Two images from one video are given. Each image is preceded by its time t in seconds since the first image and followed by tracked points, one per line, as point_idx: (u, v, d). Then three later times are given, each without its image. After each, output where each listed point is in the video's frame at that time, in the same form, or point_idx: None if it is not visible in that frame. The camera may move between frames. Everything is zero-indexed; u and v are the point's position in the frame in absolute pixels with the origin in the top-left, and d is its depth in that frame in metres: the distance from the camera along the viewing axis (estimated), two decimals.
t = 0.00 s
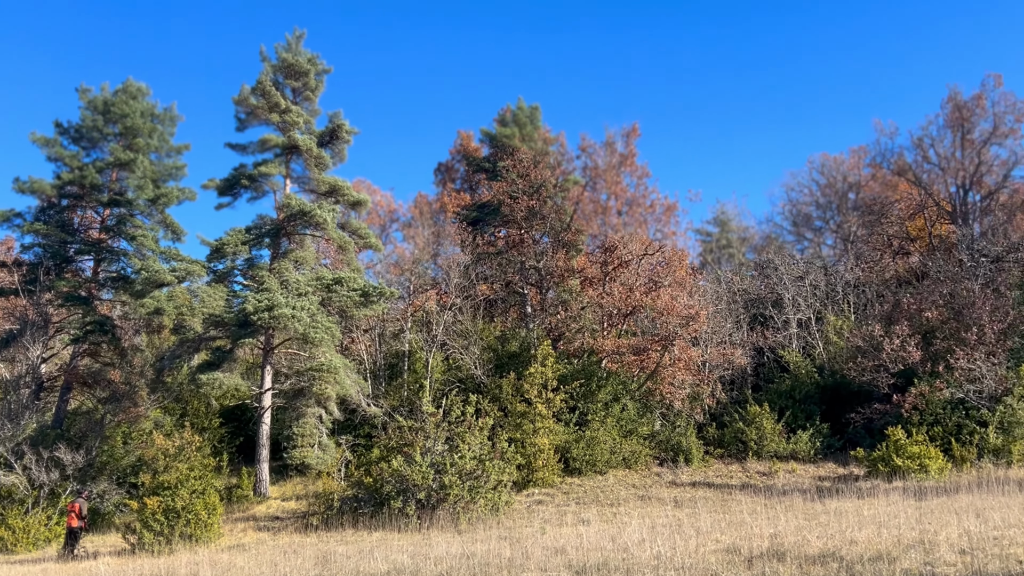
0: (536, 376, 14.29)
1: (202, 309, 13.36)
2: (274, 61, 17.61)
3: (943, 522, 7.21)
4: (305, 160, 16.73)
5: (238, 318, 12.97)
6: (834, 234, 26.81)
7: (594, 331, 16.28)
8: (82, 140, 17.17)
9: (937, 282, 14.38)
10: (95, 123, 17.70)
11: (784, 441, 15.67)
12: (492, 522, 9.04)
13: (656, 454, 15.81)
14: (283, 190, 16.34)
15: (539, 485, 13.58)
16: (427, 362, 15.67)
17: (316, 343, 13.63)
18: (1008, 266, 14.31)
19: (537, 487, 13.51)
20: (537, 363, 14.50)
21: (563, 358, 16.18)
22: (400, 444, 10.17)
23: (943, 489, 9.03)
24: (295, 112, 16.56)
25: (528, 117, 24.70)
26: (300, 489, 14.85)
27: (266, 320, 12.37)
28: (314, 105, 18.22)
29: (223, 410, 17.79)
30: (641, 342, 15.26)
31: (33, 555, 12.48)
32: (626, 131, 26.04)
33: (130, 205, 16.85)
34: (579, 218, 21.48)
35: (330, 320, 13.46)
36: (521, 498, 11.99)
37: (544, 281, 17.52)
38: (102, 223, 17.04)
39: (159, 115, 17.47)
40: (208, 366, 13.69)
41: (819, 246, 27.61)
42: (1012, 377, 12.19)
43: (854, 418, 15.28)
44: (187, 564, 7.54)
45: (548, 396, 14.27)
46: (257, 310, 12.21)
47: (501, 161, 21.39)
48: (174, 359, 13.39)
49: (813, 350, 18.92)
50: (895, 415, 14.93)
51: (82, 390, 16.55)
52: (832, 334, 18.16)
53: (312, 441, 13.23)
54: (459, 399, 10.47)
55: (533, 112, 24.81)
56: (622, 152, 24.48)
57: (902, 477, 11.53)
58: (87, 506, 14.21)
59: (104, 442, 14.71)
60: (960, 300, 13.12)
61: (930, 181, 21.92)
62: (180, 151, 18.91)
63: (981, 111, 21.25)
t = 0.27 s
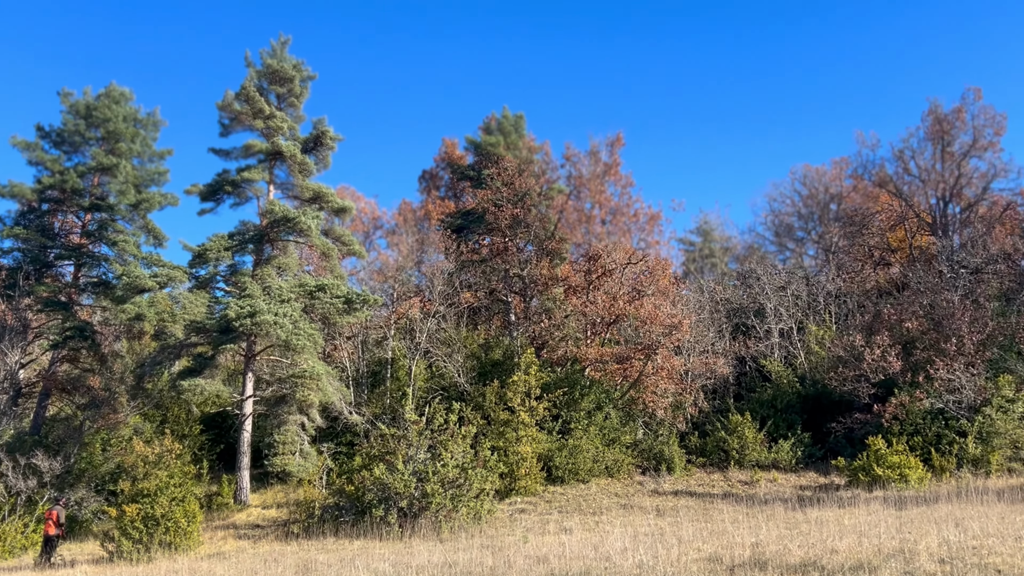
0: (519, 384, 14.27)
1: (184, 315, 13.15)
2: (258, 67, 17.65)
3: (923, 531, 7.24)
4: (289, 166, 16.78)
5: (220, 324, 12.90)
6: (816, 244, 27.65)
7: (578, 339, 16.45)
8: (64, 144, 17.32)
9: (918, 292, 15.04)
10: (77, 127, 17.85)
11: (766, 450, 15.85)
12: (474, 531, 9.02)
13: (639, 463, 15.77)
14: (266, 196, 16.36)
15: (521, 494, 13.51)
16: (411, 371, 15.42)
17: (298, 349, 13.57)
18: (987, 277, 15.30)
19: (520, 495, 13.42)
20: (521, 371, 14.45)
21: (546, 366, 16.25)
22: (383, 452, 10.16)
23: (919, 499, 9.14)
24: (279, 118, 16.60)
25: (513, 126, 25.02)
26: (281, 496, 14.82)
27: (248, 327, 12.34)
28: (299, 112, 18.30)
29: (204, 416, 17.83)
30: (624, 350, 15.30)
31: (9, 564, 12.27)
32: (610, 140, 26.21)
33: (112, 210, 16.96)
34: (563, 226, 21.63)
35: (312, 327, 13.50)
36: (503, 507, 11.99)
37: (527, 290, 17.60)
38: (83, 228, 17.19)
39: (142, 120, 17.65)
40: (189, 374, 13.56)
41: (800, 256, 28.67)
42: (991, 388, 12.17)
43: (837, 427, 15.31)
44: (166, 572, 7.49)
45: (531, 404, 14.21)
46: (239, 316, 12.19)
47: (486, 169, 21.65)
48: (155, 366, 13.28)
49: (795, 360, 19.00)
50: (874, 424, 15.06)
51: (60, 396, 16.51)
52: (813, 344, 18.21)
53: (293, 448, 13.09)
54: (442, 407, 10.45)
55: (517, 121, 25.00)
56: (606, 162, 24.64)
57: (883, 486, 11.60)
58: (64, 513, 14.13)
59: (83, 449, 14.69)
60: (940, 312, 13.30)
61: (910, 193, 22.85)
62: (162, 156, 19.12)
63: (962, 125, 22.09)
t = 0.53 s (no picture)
0: (505, 392, 14.40)
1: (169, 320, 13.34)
2: (245, 73, 17.73)
3: (907, 540, 7.25)
4: (275, 172, 16.75)
5: (205, 330, 12.64)
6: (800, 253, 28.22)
7: (564, 347, 16.32)
8: (48, 148, 17.41)
9: (902, 301, 15.09)
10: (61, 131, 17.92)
11: (751, 458, 15.86)
12: (458, 539, 9.00)
13: (625, 471, 15.93)
14: (252, 202, 16.43)
15: (506, 502, 13.39)
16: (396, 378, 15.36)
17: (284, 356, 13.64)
18: (970, 287, 15.34)
19: (506, 503, 13.37)
20: (507, 379, 14.57)
21: (533, 374, 16.21)
22: (368, 459, 10.13)
23: (897, 508, 9.22)
24: (266, 124, 16.67)
25: (501, 133, 25.28)
26: (265, 503, 14.77)
27: (233, 332, 12.22)
28: (285, 118, 18.32)
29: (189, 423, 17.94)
30: (610, 358, 15.21)
31: None
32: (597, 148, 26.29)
33: (97, 215, 17.02)
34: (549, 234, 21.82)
35: (297, 333, 13.44)
36: (488, 515, 11.98)
37: (515, 297, 17.71)
38: (67, 233, 17.23)
39: (127, 124, 17.82)
40: (174, 379, 13.58)
41: (785, 265, 28.86)
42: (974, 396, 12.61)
43: (820, 436, 15.44)
44: None
45: (517, 412, 14.31)
46: (224, 322, 12.10)
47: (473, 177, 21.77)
48: (138, 371, 13.23)
49: (779, 368, 19.15)
50: (859, 433, 14.95)
51: (42, 401, 16.42)
52: (799, 352, 18.38)
53: (277, 455, 13.03)
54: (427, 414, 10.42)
55: (505, 128, 25.12)
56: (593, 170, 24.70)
57: (867, 494, 11.66)
58: (45, 520, 13.78)
59: (64, 455, 14.66)
60: (924, 321, 13.88)
61: (894, 204, 23.61)
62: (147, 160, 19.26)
63: (946, 136, 22.56)
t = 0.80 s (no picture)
0: (494, 399, 14.17)
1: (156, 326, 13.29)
2: (234, 78, 17.75)
3: (893, 547, 7.28)
4: (264, 177, 16.80)
5: (192, 335, 12.67)
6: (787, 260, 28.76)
7: (553, 354, 16.18)
8: (35, 152, 17.34)
9: (888, 309, 15.80)
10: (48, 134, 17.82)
11: (738, 465, 15.93)
12: (446, 546, 8.99)
13: (613, 477, 15.93)
14: (240, 207, 16.42)
15: (494, 509, 13.55)
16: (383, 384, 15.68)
17: (270, 362, 13.54)
18: (956, 295, 15.81)
19: (493, 510, 13.48)
20: (496, 385, 14.42)
21: (522, 380, 16.28)
22: (356, 466, 10.12)
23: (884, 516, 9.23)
24: (255, 129, 16.68)
25: (490, 139, 25.18)
26: (251, 510, 14.71)
27: (220, 338, 12.21)
28: (275, 123, 18.38)
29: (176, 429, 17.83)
30: (599, 365, 15.26)
31: None
32: (586, 155, 26.38)
33: (83, 219, 16.78)
34: (538, 241, 21.86)
35: (285, 339, 13.42)
36: (475, 522, 11.97)
37: (504, 303, 17.36)
38: (54, 237, 17.00)
39: (115, 129, 17.80)
40: (160, 386, 13.54)
41: (773, 272, 29.03)
42: (959, 404, 13.23)
43: (807, 443, 15.55)
44: None
45: (505, 419, 14.12)
46: (212, 327, 12.04)
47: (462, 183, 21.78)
48: (125, 377, 13.16)
49: (767, 375, 19.20)
50: (846, 441, 15.19)
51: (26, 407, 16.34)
52: (786, 360, 18.50)
53: (264, 462, 12.97)
54: (416, 420, 10.40)
55: (494, 135, 25.18)
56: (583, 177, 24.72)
57: (853, 502, 11.71)
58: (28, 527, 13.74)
59: (49, 461, 14.61)
60: (909, 329, 14.39)
61: (882, 212, 24.46)
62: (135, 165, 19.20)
63: (931, 146, 23.62)
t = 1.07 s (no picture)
0: (484, 405, 14.11)
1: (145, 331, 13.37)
2: (225, 83, 17.70)
3: (882, 554, 7.28)
4: (255, 182, 16.75)
5: (180, 340, 12.42)
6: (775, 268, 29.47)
7: (543, 360, 16.46)
8: (23, 155, 17.32)
9: (877, 317, 15.82)
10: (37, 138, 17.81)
11: (728, 472, 16.03)
12: (435, 552, 8.98)
13: (603, 484, 15.89)
14: (231, 212, 16.36)
15: (484, 515, 13.51)
16: (373, 390, 15.83)
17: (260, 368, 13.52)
18: (945, 303, 15.75)
19: (483, 516, 13.44)
20: (487, 392, 14.28)
21: (511, 387, 16.22)
22: (345, 472, 10.11)
23: (871, 524, 9.27)
24: (246, 134, 16.64)
25: (481, 145, 25.22)
26: (240, 516, 14.69)
27: (209, 343, 12.14)
28: (266, 128, 18.36)
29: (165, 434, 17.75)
30: (589, 371, 15.24)
31: None
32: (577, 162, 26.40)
33: (72, 224, 16.85)
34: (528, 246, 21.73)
35: (275, 345, 13.39)
36: (465, 528, 11.98)
37: (494, 309, 17.55)
38: (42, 241, 17.07)
39: (105, 133, 17.79)
40: (147, 392, 13.28)
41: (763, 279, 29.68)
42: (947, 412, 13.31)
43: (797, 450, 15.66)
44: None
45: (495, 425, 14.16)
46: (201, 332, 11.98)
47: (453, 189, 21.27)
48: (114, 382, 13.10)
49: (757, 382, 19.32)
50: (835, 448, 15.25)
51: (14, 412, 16.27)
52: (777, 367, 18.62)
53: (253, 468, 12.98)
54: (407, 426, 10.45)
55: (486, 141, 25.36)
56: (572, 184, 24.48)
57: (842, 509, 11.73)
58: (14, 533, 13.78)
59: (36, 466, 14.57)
60: (899, 337, 14.40)
61: (871, 220, 24.61)
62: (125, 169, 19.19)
63: (919, 155, 23.71)
